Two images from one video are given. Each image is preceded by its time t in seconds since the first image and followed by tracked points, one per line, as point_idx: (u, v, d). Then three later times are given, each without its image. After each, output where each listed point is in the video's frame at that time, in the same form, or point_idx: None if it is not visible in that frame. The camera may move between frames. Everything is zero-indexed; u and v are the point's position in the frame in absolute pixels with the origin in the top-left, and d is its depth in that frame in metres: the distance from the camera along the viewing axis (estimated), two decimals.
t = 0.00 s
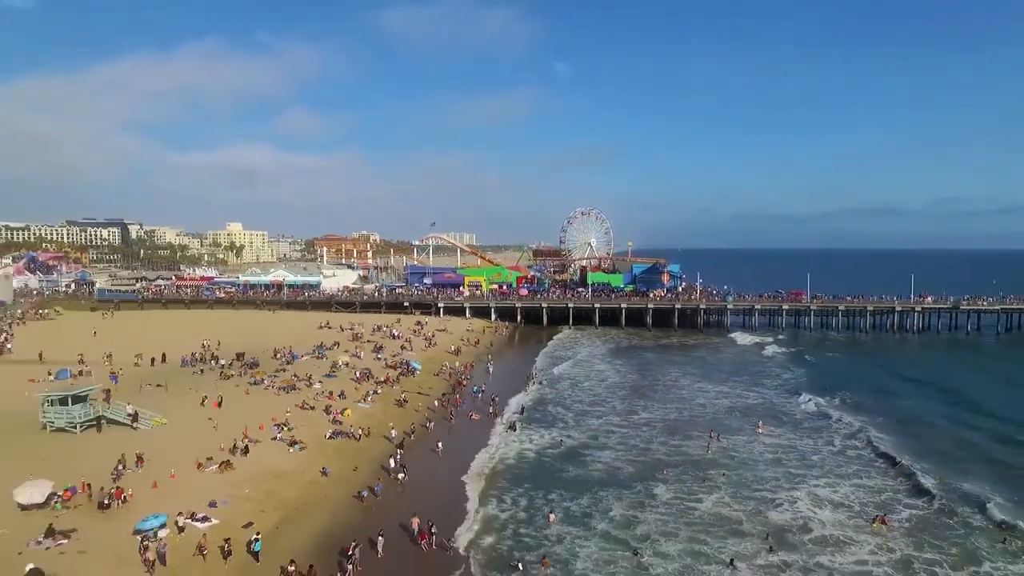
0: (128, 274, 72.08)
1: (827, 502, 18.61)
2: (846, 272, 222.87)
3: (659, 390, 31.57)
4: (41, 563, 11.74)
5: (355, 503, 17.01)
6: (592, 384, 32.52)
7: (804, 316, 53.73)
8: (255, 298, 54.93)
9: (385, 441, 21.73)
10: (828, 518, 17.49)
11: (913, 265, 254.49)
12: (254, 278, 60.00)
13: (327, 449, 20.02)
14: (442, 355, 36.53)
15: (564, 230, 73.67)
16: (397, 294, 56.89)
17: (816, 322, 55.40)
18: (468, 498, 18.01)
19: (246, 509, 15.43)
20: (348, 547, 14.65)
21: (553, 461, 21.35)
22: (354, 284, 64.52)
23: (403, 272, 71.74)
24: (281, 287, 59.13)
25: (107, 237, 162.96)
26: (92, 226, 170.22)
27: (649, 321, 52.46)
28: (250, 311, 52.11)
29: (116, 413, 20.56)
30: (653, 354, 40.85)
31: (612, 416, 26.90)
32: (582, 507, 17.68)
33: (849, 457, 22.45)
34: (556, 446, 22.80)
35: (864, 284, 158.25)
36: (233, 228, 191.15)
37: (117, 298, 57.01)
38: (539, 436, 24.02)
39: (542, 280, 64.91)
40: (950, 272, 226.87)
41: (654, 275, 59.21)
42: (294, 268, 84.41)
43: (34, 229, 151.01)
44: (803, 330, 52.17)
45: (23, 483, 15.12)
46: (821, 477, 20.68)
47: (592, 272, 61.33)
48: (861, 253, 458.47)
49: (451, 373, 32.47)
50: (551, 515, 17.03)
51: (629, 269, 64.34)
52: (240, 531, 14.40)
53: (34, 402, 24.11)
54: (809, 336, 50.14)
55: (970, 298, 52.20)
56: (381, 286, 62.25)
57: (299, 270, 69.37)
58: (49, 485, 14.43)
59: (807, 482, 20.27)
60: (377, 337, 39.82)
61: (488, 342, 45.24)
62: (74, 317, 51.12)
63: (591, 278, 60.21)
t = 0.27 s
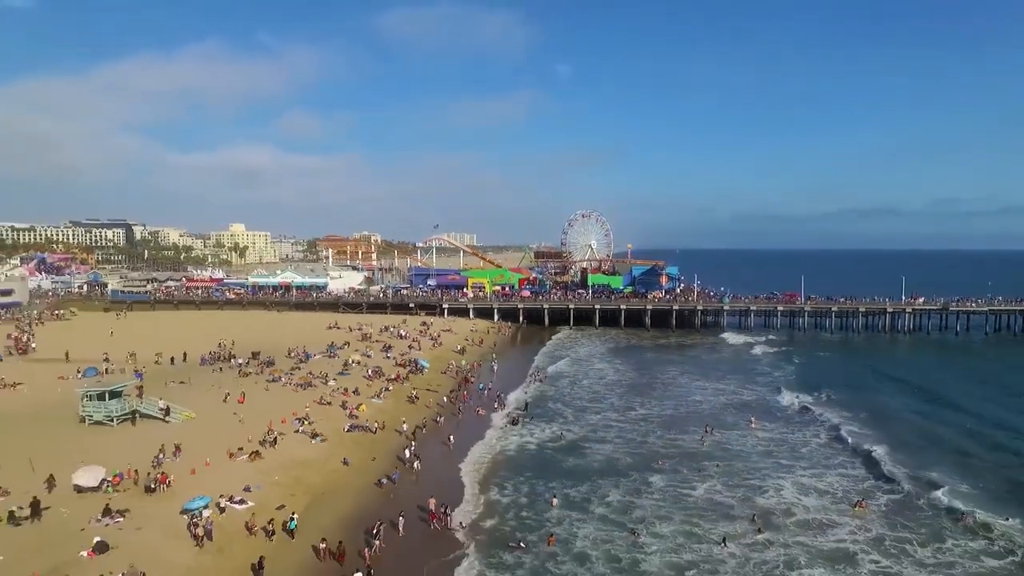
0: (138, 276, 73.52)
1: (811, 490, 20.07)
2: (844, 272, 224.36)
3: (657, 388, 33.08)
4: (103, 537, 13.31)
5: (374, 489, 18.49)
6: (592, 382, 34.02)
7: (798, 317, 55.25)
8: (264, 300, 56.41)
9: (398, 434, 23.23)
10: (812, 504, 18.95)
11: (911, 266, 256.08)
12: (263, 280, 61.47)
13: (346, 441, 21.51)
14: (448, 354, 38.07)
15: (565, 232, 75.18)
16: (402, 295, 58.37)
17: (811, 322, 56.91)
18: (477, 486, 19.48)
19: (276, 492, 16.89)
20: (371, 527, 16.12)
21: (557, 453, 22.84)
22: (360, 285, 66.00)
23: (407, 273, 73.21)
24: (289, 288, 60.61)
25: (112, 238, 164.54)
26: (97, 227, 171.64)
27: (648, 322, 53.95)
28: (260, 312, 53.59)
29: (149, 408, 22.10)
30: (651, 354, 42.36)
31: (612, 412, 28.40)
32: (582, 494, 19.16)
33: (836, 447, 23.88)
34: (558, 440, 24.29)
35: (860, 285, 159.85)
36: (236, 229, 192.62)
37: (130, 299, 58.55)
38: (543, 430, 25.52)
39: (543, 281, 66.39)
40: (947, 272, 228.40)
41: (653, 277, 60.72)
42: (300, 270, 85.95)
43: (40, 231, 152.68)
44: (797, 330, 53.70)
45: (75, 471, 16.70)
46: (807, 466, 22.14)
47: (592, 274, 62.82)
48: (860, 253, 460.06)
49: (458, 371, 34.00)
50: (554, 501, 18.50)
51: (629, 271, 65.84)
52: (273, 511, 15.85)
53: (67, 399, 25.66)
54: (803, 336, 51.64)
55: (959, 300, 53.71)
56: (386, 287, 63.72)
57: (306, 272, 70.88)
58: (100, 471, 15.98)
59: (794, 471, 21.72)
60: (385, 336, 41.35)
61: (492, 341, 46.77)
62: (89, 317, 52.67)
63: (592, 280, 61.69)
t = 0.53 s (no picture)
0: (144, 277, 74.67)
1: (799, 480, 21.36)
2: (842, 273, 225.82)
3: (654, 386, 34.38)
4: (146, 518, 14.61)
5: (388, 479, 19.73)
6: (592, 381, 35.29)
7: (793, 317, 56.55)
8: (271, 300, 57.62)
9: (408, 429, 24.49)
10: (799, 493, 20.24)
11: (908, 266, 257.65)
12: (269, 281, 62.68)
13: (359, 435, 22.74)
14: (452, 354, 39.35)
15: (565, 234, 76.45)
16: (406, 296, 59.58)
17: (805, 323, 58.23)
18: (483, 477, 20.76)
19: (299, 480, 18.10)
20: (388, 513, 17.37)
21: (559, 447, 24.11)
22: (363, 286, 67.23)
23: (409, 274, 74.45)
24: (295, 289, 61.82)
25: (114, 239, 165.55)
26: (99, 228, 172.76)
27: (646, 322, 55.22)
28: (267, 312, 54.80)
29: (173, 404, 23.35)
30: (648, 354, 43.65)
31: (611, 409, 29.69)
32: (581, 484, 20.46)
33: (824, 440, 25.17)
34: (559, 435, 25.58)
35: (856, 285, 161.02)
36: (237, 230, 193.78)
37: (139, 299, 59.73)
38: (546, 426, 26.79)
39: (544, 282, 67.66)
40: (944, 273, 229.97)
41: (651, 278, 62.01)
42: (303, 271, 87.07)
43: (43, 232, 153.75)
44: (792, 330, 55.01)
45: (112, 461, 17.99)
46: (796, 458, 23.44)
47: (592, 275, 64.09)
48: (858, 253, 461.71)
49: (462, 370, 35.28)
50: (557, 490, 19.79)
51: (628, 272, 67.13)
52: (297, 497, 17.06)
53: (92, 396, 26.91)
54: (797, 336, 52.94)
55: (949, 300, 55.04)
56: (389, 288, 64.96)
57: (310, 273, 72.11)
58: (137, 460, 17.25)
59: (783, 463, 23.01)
60: (390, 337, 42.59)
61: (494, 341, 48.04)
62: (100, 317, 53.87)
63: (591, 281, 62.96)
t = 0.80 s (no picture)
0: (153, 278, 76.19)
1: (787, 470, 22.85)
2: (839, 274, 227.51)
3: (651, 385, 35.90)
4: (187, 502, 16.14)
5: (403, 469, 21.22)
6: (592, 380, 36.80)
7: (787, 318, 58.06)
8: (278, 302, 59.11)
9: (419, 424, 26.01)
10: (785, 482, 21.75)
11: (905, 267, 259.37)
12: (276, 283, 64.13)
13: (374, 429, 24.24)
14: (457, 353, 40.86)
15: (565, 236, 77.97)
16: (410, 297, 61.07)
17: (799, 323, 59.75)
18: (490, 468, 22.27)
19: (321, 469, 19.60)
20: (404, 499, 18.90)
21: (561, 440, 25.64)
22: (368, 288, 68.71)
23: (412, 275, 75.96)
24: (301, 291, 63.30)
25: (117, 240, 166.97)
26: (103, 229, 174.26)
27: (644, 323, 56.72)
28: (275, 313, 56.28)
29: (198, 400, 24.85)
30: (646, 353, 45.15)
31: (610, 406, 31.21)
32: (580, 474, 21.99)
33: (810, 434, 26.66)
34: (559, 430, 27.10)
35: (853, 286, 162.46)
36: (239, 231, 195.37)
37: (150, 300, 61.23)
38: (548, 421, 28.30)
39: (544, 284, 69.15)
40: (941, 273, 231.67)
41: (649, 280, 63.53)
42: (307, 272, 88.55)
43: (47, 233, 155.16)
44: (786, 331, 56.53)
45: (149, 452, 19.49)
46: (784, 450, 24.94)
47: (591, 277, 65.60)
48: (856, 254, 463.57)
49: (467, 369, 36.80)
50: (560, 480, 21.30)
51: (626, 273, 68.65)
52: (321, 484, 18.57)
53: (118, 394, 28.41)
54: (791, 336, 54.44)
55: (939, 302, 56.58)
56: (394, 290, 66.48)
57: (316, 274, 73.61)
58: (173, 451, 18.75)
59: (772, 455, 24.53)
60: (396, 337, 44.08)
61: (496, 341, 49.55)
62: (113, 317, 55.36)
63: (591, 283, 64.47)
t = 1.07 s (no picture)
0: (161, 279, 77.40)
1: (777, 463, 24.15)
2: (837, 274, 229.01)
3: (650, 383, 37.24)
4: (218, 490, 17.46)
5: (414, 462, 22.54)
6: (592, 379, 38.09)
7: (783, 319, 59.36)
8: (285, 302, 60.37)
9: (427, 420, 27.31)
10: (774, 474, 23.07)
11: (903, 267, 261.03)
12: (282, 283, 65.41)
13: (385, 425, 25.56)
14: (461, 353, 42.16)
15: (566, 238, 79.29)
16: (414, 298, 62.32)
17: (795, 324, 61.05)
18: (495, 460, 23.60)
19: (338, 461, 20.91)
20: (417, 489, 20.24)
21: (563, 436, 26.97)
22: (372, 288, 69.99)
23: (416, 276, 77.21)
24: (307, 291, 64.55)
25: (121, 241, 168.19)
26: (106, 230, 175.67)
27: (643, 323, 58.00)
28: (283, 313, 57.54)
29: (218, 397, 26.14)
30: (645, 353, 46.43)
31: (609, 404, 32.54)
32: (579, 466, 23.31)
33: (800, 428, 27.97)
34: (559, 426, 28.43)
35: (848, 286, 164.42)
36: (241, 232, 196.78)
37: (159, 301, 62.52)
38: (550, 418, 29.62)
39: (545, 285, 70.43)
40: (938, 274, 233.13)
41: (648, 281, 64.86)
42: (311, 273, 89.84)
43: (51, 234, 156.39)
44: (782, 331, 57.83)
45: (177, 445, 20.79)
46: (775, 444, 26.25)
47: (592, 278, 66.92)
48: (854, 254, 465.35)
49: (471, 369, 38.13)
50: (562, 472, 22.63)
51: (626, 275, 69.94)
52: (340, 474, 19.90)
53: (139, 390, 29.69)
54: (786, 337, 55.74)
55: (931, 303, 57.90)
56: (398, 290, 67.74)
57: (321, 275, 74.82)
58: (201, 444, 20.06)
59: (763, 449, 25.84)
60: (402, 337, 45.33)
61: (499, 341, 50.83)
62: (124, 317, 56.65)
63: (591, 284, 65.80)
